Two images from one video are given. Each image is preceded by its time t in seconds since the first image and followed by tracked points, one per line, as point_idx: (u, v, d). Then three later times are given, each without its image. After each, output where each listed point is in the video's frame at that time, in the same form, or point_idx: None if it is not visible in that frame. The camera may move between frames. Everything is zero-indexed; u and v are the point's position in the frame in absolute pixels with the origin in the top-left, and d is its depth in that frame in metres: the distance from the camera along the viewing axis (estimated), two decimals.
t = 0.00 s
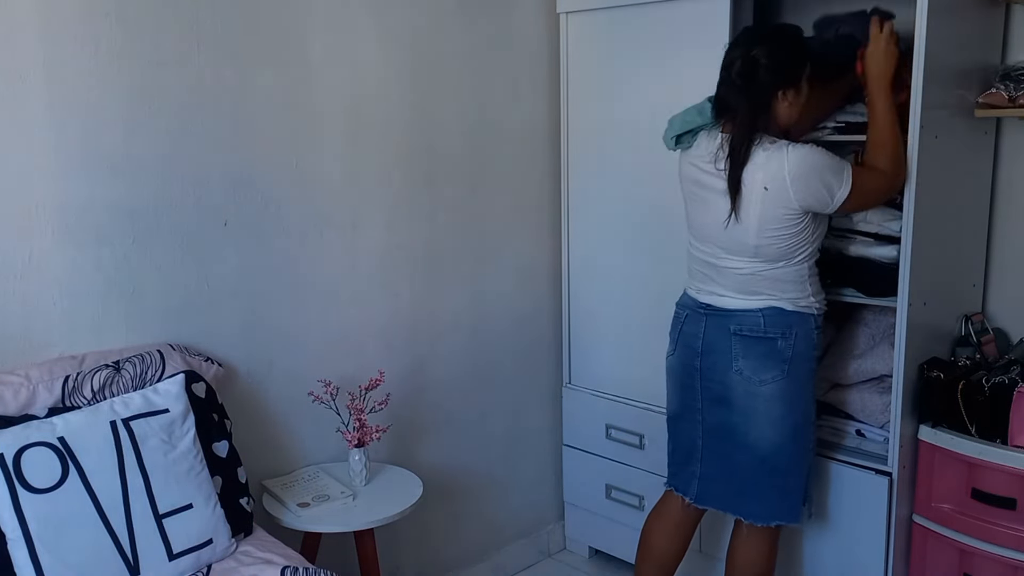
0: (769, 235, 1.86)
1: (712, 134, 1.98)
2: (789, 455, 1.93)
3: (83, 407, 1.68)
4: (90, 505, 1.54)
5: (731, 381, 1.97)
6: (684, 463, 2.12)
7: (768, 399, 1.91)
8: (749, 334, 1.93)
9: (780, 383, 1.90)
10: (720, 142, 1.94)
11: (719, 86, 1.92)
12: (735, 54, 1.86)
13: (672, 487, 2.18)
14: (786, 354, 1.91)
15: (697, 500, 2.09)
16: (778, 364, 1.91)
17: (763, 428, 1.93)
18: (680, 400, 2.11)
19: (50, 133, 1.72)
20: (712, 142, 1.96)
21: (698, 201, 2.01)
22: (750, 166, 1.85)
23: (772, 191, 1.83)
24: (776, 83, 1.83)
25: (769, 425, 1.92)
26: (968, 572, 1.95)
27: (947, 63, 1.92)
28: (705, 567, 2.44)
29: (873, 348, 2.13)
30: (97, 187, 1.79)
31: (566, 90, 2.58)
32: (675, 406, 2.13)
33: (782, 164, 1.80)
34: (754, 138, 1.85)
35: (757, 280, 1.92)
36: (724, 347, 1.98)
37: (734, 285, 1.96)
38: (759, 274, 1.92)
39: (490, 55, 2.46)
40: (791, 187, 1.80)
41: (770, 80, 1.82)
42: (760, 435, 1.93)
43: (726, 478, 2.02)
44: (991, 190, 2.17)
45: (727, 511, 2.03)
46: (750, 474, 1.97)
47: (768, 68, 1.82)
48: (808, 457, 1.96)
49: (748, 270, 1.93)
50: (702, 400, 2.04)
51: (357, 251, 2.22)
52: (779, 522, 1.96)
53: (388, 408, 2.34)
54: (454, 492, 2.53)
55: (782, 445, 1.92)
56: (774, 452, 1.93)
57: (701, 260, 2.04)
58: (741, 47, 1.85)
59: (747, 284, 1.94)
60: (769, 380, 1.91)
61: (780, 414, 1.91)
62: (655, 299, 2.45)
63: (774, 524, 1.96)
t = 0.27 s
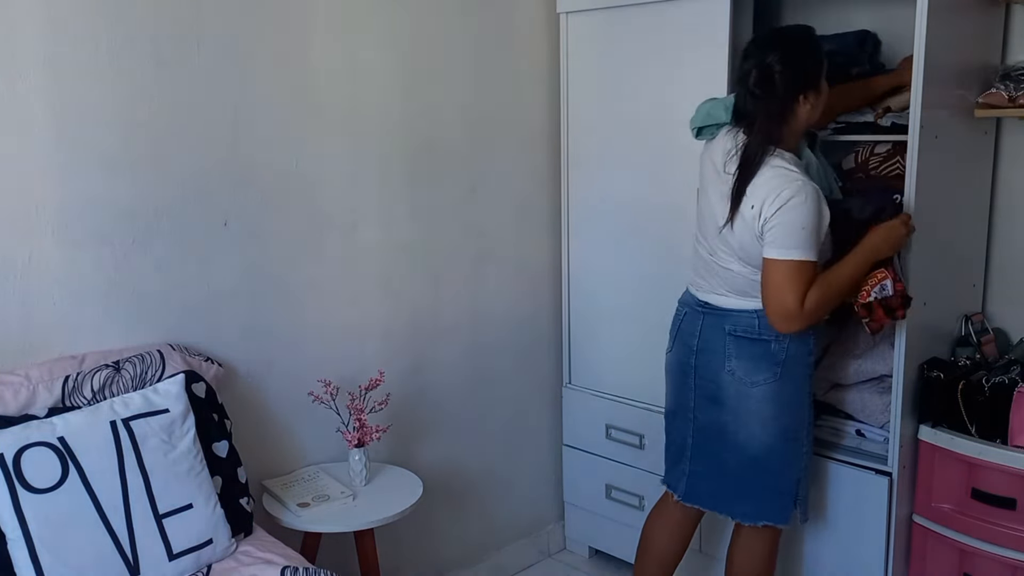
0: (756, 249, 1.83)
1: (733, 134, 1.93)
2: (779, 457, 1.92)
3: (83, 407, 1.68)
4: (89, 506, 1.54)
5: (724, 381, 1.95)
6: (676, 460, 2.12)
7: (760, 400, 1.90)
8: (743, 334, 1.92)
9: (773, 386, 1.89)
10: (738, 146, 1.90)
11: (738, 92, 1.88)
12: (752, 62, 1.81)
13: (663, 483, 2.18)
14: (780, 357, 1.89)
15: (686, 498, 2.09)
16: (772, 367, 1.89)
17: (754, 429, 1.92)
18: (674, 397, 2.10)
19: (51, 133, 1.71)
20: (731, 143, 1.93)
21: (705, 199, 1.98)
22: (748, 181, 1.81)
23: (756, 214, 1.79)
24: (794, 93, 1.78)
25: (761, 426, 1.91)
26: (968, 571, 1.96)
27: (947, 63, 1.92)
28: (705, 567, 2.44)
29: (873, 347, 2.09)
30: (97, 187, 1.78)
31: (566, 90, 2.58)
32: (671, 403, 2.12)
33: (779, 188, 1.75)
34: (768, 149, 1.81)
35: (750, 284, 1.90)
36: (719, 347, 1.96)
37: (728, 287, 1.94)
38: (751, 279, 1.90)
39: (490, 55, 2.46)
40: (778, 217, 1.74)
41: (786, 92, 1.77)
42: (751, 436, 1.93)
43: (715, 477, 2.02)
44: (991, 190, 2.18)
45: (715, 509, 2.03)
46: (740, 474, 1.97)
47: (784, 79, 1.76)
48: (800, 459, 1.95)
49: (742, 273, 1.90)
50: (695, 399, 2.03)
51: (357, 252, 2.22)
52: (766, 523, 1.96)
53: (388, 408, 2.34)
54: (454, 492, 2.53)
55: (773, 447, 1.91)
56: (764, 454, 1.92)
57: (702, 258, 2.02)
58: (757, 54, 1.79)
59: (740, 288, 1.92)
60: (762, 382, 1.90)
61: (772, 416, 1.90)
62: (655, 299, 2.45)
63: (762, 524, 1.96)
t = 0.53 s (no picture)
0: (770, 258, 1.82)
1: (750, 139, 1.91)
2: (779, 468, 1.92)
3: (83, 407, 1.68)
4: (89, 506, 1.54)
5: (727, 389, 1.95)
6: (678, 465, 2.13)
7: (762, 409, 1.90)
8: (748, 342, 1.91)
9: (776, 396, 1.88)
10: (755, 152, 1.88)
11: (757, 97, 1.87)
12: (774, 65, 1.80)
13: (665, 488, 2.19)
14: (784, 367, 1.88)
15: (686, 503, 2.10)
16: (776, 376, 1.88)
17: (756, 438, 1.92)
18: (678, 402, 2.10)
19: (50, 133, 1.71)
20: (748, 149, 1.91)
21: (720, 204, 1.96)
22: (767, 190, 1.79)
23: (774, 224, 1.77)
24: (816, 99, 1.77)
25: (762, 436, 1.91)
26: (968, 572, 1.96)
27: (947, 63, 1.92)
28: (705, 567, 2.44)
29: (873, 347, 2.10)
30: (97, 187, 1.78)
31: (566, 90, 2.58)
32: (675, 408, 2.12)
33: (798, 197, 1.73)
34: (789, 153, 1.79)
35: (760, 292, 1.89)
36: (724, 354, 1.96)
37: (739, 294, 1.93)
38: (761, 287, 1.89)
39: (490, 55, 2.46)
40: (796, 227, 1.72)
41: (810, 95, 1.76)
42: (752, 445, 1.92)
43: (715, 484, 2.02)
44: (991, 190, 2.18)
45: (714, 517, 2.04)
46: (740, 483, 1.97)
47: (808, 82, 1.76)
48: (802, 470, 1.94)
49: (752, 280, 1.89)
50: (699, 405, 2.03)
51: (357, 252, 2.22)
52: (764, 534, 1.96)
53: (388, 408, 2.34)
54: (454, 492, 2.53)
55: (773, 458, 1.91)
56: (764, 464, 1.92)
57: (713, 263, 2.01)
58: (780, 57, 1.79)
59: (751, 296, 1.91)
60: (765, 392, 1.89)
61: (774, 426, 1.90)
62: (655, 299, 2.45)
63: (759, 534, 1.96)
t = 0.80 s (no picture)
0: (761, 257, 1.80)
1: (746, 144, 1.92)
2: (761, 477, 1.90)
3: (83, 407, 1.68)
4: (89, 506, 1.54)
5: (711, 396, 1.94)
6: (662, 473, 2.11)
7: (745, 417, 1.88)
8: (734, 348, 1.90)
9: (759, 403, 1.87)
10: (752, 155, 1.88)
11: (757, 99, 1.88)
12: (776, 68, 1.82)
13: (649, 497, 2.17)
14: (768, 373, 1.87)
15: (667, 513, 2.09)
16: (760, 383, 1.87)
17: (738, 447, 1.90)
18: (663, 409, 2.09)
19: (51, 133, 1.72)
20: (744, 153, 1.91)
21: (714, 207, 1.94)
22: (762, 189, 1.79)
23: (767, 221, 1.76)
24: (816, 102, 1.78)
25: (744, 445, 1.89)
26: (968, 572, 1.96)
27: (947, 63, 1.92)
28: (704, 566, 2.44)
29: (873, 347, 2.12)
30: (97, 187, 1.79)
31: (566, 90, 2.58)
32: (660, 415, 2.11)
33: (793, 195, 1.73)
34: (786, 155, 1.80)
35: (749, 294, 1.87)
36: (708, 360, 1.94)
37: (727, 297, 1.91)
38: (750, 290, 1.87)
39: (490, 55, 2.46)
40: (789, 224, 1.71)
41: (808, 98, 1.77)
42: (735, 454, 1.91)
43: (696, 492, 2.01)
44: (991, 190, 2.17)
45: (696, 528, 2.02)
46: (721, 492, 1.95)
47: (807, 86, 1.77)
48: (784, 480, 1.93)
49: (739, 281, 1.88)
50: (683, 412, 2.02)
51: (357, 252, 2.22)
52: (745, 545, 1.95)
53: (388, 408, 2.34)
54: (454, 492, 2.53)
55: (754, 467, 1.90)
56: (746, 474, 1.91)
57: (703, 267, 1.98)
58: (783, 60, 1.81)
59: (740, 298, 1.89)
60: (747, 399, 1.88)
61: (756, 434, 1.88)
62: (655, 299, 2.45)
63: (740, 547, 1.95)
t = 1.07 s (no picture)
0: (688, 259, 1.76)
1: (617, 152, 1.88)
2: (730, 485, 1.87)
3: (83, 407, 1.68)
4: (89, 506, 1.54)
5: (668, 414, 1.87)
6: (622, 502, 2.02)
7: (706, 429, 1.84)
8: (682, 361, 1.85)
9: (718, 412, 1.83)
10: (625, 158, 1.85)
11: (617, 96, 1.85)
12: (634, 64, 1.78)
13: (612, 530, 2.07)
14: (721, 381, 1.84)
15: (638, 542, 2.00)
16: (715, 392, 1.83)
17: (706, 461, 1.85)
18: (615, 434, 2.01)
19: (51, 133, 1.71)
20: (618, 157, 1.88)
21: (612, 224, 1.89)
22: (655, 189, 1.74)
23: (682, 218, 1.71)
24: (665, 100, 1.75)
25: (710, 456, 1.85)
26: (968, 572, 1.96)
27: (947, 63, 1.92)
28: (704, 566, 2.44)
29: (873, 347, 2.13)
30: (97, 187, 1.78)
31: (566, 90, 2.58)
32: (612, 442, 2.02)
33: (698, 185, 1.69)
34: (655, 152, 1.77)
35: (679, 302, 1.83)
36: (658, 377, 1.88)
37: (658, 309, 1.86)
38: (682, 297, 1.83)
39: (490, 54, 2.45)
40: (710, 217, 1.68)
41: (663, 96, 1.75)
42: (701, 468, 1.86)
43: (666, 515, 1.94)
44: (991, 190, 2.17)
45: (671, 551, 1.95)
46: (693, 508, 1.89)
47: (664, 79, 1.73)
48: (753, 485, 1.91)
49: (670, 292, 1.83)
50: (638, 435, 1.94)
51: (357, 252, 2.22)
52: (726, 555, 1.91)
53: (388, 408, 2.34)
54: (454, 492, 2.53)
55: (724, 477, 1.86)
56: (717, 484, 1.86)
57: (623, 287, 1.93)
58: (639, 56, 1.77)
59: (672, 307, 1.84)
60: (706, 410, 1.83)
61: (721, 444, 1.85)
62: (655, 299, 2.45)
63: (722, 557, 1.90)
